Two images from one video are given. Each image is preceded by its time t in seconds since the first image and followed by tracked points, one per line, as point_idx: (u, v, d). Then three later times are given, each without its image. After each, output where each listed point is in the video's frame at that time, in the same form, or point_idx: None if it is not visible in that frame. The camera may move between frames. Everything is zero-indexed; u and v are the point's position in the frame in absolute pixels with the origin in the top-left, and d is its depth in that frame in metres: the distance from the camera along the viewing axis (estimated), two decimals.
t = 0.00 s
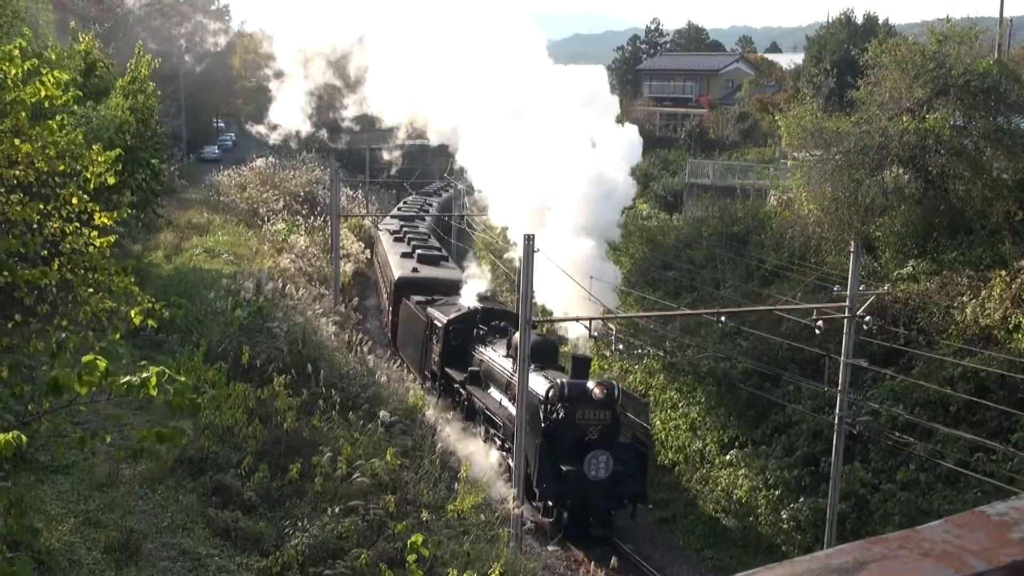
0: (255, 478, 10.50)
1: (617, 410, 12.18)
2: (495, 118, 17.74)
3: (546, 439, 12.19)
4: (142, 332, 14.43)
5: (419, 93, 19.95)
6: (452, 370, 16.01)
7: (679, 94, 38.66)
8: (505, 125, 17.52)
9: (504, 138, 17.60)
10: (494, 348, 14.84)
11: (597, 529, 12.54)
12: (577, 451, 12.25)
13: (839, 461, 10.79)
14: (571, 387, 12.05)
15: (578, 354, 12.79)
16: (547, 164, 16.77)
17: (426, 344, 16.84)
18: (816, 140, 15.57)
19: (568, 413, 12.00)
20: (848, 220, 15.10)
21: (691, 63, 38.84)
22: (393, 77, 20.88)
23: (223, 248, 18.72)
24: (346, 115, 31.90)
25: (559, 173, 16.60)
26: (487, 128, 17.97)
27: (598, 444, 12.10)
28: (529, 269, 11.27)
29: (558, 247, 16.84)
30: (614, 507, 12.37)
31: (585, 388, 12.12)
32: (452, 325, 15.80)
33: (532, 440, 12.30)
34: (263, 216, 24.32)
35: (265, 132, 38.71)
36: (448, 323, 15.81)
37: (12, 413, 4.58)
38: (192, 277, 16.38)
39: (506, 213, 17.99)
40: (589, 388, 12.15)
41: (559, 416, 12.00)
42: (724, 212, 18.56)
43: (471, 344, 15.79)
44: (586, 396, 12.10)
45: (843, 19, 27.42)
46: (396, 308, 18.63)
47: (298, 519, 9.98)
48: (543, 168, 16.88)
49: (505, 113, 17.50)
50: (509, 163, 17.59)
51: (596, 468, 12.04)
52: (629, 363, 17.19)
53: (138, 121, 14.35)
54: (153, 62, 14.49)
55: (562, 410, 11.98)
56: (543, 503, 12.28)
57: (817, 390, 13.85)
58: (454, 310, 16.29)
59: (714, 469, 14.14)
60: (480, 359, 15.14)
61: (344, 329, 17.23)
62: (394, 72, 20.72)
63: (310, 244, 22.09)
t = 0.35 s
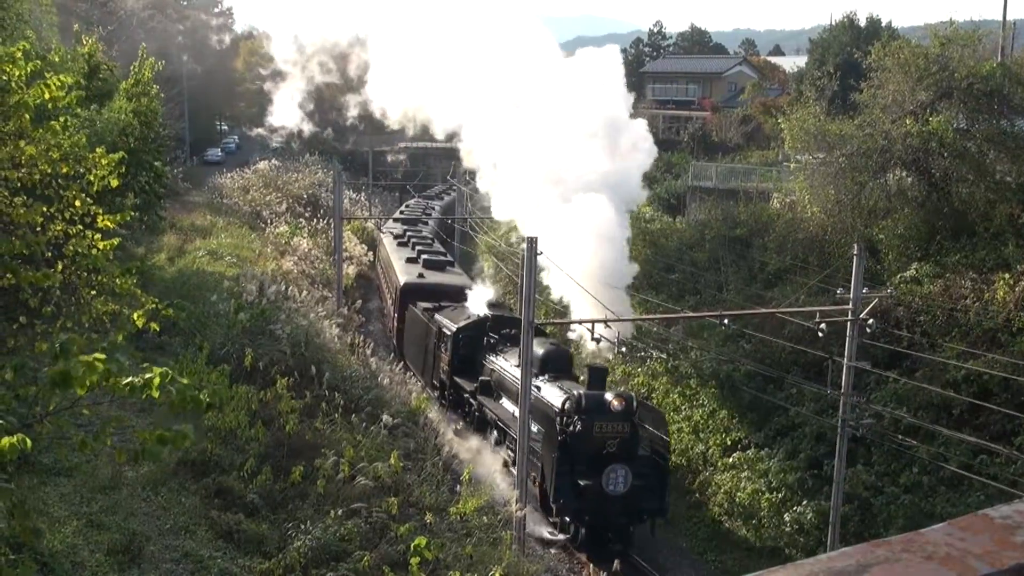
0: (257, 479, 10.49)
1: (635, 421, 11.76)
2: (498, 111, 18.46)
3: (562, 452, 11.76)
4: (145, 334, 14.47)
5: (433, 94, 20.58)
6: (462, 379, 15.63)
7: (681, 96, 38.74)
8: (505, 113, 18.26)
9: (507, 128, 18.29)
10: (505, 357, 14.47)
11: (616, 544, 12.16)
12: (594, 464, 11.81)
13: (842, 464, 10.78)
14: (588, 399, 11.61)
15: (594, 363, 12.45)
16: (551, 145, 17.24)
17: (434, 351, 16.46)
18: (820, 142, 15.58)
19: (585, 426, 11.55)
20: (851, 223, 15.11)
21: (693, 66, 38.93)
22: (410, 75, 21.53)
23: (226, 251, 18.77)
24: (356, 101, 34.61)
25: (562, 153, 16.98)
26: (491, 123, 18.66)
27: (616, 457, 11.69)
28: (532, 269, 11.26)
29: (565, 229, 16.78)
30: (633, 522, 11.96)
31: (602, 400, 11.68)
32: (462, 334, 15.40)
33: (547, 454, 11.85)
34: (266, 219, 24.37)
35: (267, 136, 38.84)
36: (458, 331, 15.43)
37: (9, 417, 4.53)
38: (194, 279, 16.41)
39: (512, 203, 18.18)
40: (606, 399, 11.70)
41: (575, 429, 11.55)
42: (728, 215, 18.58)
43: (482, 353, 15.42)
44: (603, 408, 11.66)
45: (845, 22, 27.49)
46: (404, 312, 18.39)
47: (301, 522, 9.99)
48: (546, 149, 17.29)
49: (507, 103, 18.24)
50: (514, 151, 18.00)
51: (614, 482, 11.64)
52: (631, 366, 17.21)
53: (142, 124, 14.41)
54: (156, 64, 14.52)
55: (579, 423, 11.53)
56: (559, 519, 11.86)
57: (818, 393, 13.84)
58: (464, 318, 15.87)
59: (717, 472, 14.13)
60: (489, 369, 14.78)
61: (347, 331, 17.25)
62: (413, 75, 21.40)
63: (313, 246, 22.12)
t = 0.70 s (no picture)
0: (263, 480, 10.49)
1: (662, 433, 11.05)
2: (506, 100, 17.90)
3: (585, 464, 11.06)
4: (152, 334, 14.51)
5: (441, 84, 20.26)
6: (477, 386, 15.07)
7: (687, 96, 38.73)
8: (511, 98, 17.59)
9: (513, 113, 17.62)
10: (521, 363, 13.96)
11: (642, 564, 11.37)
12: (619, 478, 11.08)
13: (848, 464, 10.75)
14: (613, 409, 10.92)
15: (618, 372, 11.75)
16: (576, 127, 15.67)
17: (447, 358, 15.93)
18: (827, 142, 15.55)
19: (609, 437, 10.87)
20: (857, 223, 15.08)
21: (700, 66, 38.92)
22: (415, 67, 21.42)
23: (232, 250, 18.81)
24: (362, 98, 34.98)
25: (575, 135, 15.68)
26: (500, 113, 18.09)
27: (642, 470, 10.97)
28: (538, 266, 11.25)
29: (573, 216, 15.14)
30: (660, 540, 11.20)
31: (628, 410, 10.99)
32: (477, 339, 14.85)
33: (569, 466, 11.15)
34: (272, 219, 24.41)
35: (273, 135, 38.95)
36: (473, 337, 14.88)
37: (17, 417, 4.54)
38: (201, 279, 16.45)
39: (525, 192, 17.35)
40: (632, 410, 11.01)
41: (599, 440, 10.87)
42: (735, 214, 18.55)
43: (497, 359, 14.86)
44: (628, 419, 10.97)
45: (852, 21, 27.46)
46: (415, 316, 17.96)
47: (307, 521, 10.00)
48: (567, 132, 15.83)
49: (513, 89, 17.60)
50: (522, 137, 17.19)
51: (641, 496, 10.90)
52: (637, 366, 17.19)
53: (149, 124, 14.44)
54: (163, 65, 14.55)
55: (602, 433, 10.85)
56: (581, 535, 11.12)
57: (824, 393, 13.82)
58: (478, 323, 15.35)
59: (722, 472, 14.13)
60: (504, 375, 14.26)
61: (353, 331, 17.26)
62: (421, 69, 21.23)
63: (319, 246, 22.14)
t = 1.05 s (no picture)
0: (265, 479, 10.50)
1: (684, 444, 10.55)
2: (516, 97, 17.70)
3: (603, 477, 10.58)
4: (153, 333, 14.54)
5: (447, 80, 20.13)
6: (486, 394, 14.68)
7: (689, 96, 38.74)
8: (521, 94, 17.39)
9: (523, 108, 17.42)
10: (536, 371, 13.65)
11: None
12: (639, 492, 10.57)
13: (851, 463, 10.74)
14: (632, 420, 10.41)
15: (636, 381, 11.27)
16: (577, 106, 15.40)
17: (455, 365, 15.58)
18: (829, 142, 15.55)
19: (629, 450, 10.36)
20: (859, 223, 15.08)
21: (702, 67, 38.92)
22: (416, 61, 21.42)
23: (234, 250, 18.82)
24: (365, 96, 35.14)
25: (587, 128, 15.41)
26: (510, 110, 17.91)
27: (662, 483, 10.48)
28: (539, 268, 11.23)
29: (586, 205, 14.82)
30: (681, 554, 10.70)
31: (648, 421, 10.47)
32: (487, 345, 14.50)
33: (587, 478, 10.68)
34: (274, 219, 24.42)
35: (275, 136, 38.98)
36: (483, 343, 14.53)
37: (18, 418, 4.55)
38: (203, 279, 16.47)
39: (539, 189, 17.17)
40: (652, 420, 10.50)
41: (618, 452, 10.37)
42: (736, 215, 18.55)
43: (508, 366, 14.51)
44: (648, 430, 10.45)
45: (853, 21, 27.46)
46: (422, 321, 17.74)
47: (309, 521, 10.00)
48: (571, 113, 15.55)
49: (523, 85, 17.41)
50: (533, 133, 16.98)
51: (661, 510, 10.41)
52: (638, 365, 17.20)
53: (150, 124, 14.48)
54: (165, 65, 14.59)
55: (622, 445, 10.35)
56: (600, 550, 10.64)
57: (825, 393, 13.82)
58: (488, 329, 15.02)
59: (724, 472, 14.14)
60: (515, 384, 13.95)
61: (355, 331, 17.26)
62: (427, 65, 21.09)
63: (320, 246, 22.13)
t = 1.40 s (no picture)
0: (265, 481, 10.50)
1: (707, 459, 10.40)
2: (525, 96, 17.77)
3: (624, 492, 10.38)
4: (154, 334, 14.54)
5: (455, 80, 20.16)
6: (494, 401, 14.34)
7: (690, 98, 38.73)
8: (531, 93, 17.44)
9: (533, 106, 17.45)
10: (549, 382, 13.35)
11: None
12: (661, 508, 10.39)
13: (852, 466, 10.70)
14: (654, 433, 10.27)
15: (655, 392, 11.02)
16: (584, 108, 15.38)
17: (463, 373, 15.28)
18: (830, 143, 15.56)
19: (652, 464, 10.18)
20: (860, 224, 15.07)
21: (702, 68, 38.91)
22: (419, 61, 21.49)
23: (235, 252, 18.82)
24: (366, 96, 35.20)
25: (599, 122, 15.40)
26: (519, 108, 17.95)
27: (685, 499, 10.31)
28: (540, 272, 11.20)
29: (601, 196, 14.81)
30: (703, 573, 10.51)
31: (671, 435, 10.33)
32: (497, 352, 14.18)
33: (607, 493, 10.48)
34: (275, 220, 24.44)
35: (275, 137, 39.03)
36: (493, 351, 14.20)
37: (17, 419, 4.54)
38: (204, 280, 16.48)
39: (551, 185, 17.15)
40: (675, 434, 10.35)
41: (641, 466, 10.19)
42: (737, 216, 18.55)
43: (518, 374, 14.17)
44: (671, 444, 10.31)
45: (854, 22, 27.46)
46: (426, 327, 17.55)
47: (309, 523, 9.99)
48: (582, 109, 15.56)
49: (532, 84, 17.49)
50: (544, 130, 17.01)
51: (684, 528, 10.24)
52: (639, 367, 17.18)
53: (151, 125, 14.50)
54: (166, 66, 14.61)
55: (645, 459, 10.17)
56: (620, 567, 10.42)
57: (826, 394, 13.80)
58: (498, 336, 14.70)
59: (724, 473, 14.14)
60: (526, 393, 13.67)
61: (355, 332, 17.26)
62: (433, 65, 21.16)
63: (321, 247, 22.12)
